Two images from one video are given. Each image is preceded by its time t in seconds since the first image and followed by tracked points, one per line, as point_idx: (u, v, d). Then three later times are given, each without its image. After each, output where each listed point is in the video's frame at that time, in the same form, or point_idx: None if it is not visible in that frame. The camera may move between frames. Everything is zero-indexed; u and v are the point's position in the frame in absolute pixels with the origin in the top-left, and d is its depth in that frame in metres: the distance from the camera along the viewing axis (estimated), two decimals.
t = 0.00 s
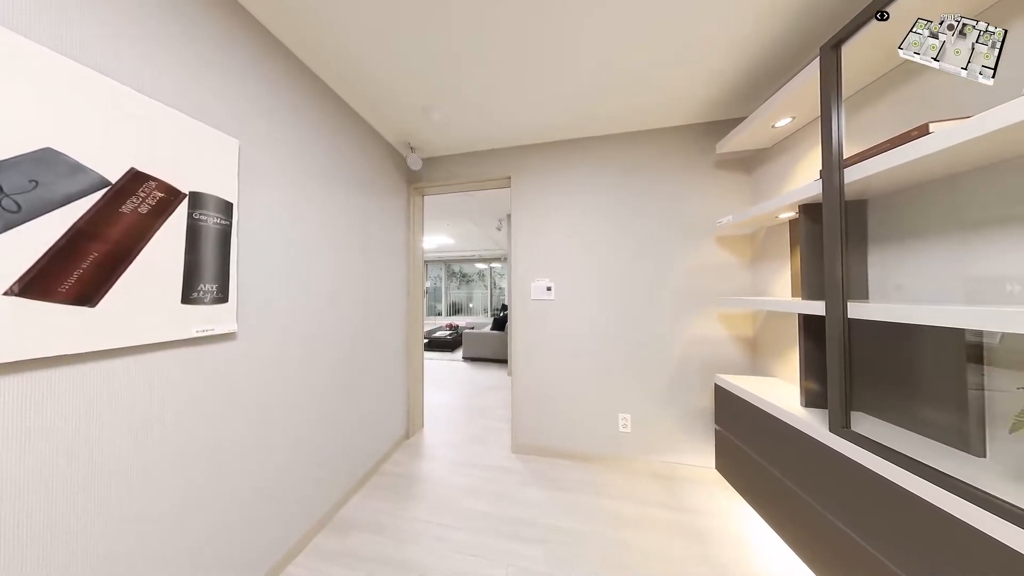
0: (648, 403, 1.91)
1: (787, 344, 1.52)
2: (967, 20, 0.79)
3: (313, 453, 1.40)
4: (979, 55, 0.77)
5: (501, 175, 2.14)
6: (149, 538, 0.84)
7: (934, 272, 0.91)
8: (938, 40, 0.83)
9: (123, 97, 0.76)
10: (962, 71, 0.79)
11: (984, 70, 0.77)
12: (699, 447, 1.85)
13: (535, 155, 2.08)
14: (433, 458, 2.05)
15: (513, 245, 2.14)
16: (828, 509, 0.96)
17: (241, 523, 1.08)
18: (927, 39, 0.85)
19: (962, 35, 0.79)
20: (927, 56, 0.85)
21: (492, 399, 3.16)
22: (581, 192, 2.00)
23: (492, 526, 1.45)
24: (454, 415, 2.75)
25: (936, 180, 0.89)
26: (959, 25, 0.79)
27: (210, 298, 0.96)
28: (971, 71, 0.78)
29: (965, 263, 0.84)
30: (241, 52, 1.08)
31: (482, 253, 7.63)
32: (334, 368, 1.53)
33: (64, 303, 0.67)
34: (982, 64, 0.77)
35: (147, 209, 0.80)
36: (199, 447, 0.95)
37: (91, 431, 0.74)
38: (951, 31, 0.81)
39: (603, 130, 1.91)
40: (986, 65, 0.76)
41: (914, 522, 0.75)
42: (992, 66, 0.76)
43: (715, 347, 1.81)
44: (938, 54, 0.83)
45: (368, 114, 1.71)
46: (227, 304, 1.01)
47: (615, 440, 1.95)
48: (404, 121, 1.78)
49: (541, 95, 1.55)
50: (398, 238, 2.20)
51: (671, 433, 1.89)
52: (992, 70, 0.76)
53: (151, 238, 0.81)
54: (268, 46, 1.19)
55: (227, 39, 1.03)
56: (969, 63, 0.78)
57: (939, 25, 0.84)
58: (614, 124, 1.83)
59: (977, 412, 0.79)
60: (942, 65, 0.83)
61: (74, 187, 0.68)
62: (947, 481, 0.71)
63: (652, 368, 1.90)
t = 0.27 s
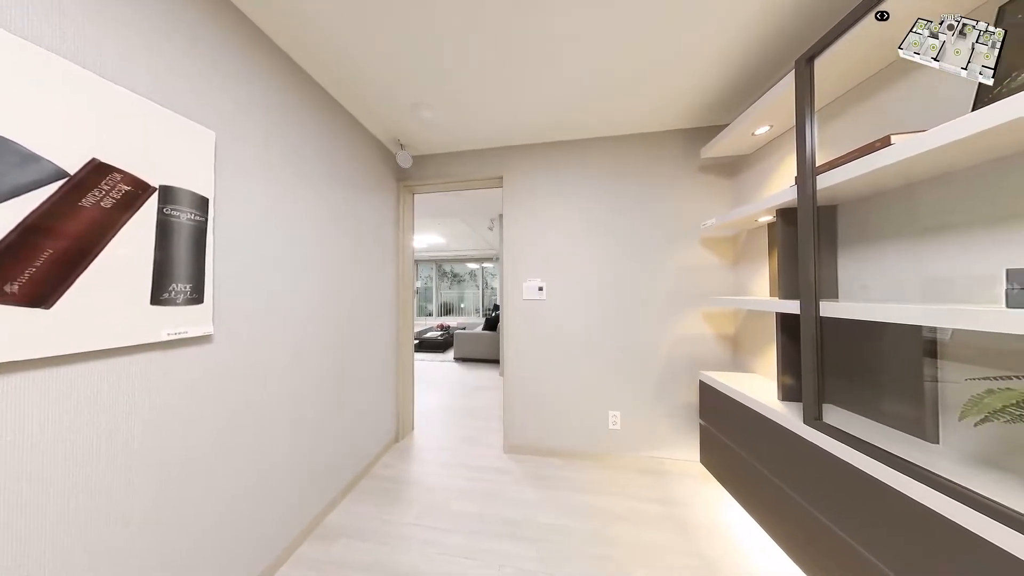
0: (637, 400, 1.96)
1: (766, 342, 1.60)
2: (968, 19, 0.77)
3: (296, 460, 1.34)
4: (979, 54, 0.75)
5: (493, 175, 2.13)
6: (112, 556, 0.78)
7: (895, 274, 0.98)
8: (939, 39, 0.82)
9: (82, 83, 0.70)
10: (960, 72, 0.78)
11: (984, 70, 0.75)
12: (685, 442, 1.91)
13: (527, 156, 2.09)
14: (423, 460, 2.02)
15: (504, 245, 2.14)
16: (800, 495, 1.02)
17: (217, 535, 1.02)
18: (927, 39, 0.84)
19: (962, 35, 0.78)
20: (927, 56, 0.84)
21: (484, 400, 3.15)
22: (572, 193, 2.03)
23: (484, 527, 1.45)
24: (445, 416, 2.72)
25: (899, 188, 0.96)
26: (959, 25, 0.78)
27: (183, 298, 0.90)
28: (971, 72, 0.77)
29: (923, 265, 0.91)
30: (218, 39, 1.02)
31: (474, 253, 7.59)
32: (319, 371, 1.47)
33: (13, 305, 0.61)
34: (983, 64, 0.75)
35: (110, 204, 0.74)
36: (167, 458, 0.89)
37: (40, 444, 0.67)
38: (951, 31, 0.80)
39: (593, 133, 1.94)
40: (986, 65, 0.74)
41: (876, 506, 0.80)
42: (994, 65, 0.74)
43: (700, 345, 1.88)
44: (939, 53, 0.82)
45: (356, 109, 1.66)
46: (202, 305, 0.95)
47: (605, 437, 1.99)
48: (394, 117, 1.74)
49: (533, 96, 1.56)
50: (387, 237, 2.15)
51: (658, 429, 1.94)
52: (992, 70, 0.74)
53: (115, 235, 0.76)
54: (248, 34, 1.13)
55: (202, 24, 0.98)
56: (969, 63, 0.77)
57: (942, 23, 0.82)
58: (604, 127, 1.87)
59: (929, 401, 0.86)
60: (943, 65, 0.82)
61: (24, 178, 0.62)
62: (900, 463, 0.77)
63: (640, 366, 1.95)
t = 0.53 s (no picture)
0: (627, 397, 2.00)
1: (749, 339, 1.67)
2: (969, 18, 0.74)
3: (281, 467, 1.29)
4: (979, 55, 0.73)
5: (486, 174, 2.12)
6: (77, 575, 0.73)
7: (865, 274, 1.05)
8: (938, 39, 0.78)
9: (41, 66, 0.64)
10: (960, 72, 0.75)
11: (984, 70, 0.72)
12: (673, 438, 1.97)
13: (520, 156, 2.09)
14: (415, 463, 1.99)
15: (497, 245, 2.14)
16: (780, 485, 1.08)
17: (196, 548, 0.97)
18: (925, 40, 0.80)
19: (962, 35, 0.75)
20: (926, 57, 0.81)
21: (476, 400, 3.14)
22: (564, 194, 2.05)
23: (477, 528, 1.44)
24: (438, 418, 2.69)
25: (869, 195, 1.03)
26: (960, 24, 0.75)
27: (155, 299, 0.86)
28: (970, 72, 0.74)
29: (889, 266, 0.98)
30: (197, 26, 0.97)
31: (466, 253, 7.54)
32: (305, 374, 1.43)
33: None
34: (983, 64, 0.72)
35: (71, 198, 0.69)
36: (137, 469, 0.84)
37: None
38: (951, 31, 0.76)
39: (585, 135, 1.97)
40: (987, 65, 0.72)
41: (849, 493, 0.85)
42: (994, 65, 0.71)
43: (687, 343, 1.94)
44: (937, 54, 0.79)
45: (344, 104, 1.61)
46: (176, 306, 0.90)
47: (597, 435, 2.02)
48: (385, 114, 1.71)
49: (526, 97, 1.57)
50: (378, 235, 2.10)
51: (647, 425, 1.99)
52: (993, 70, 0.71)
53: (76, 231, 0.70)
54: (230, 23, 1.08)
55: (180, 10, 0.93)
56: (968, 64, 0.74)
57: (941, 24, 0.79)
58: (596, 130, 1.90)
59: (893, 392, 0.93)
60: (942, 66, 0.79)
61: None
62: (870, 453, 0.83)
63: (631, 364, 1.99)
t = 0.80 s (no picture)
0: (616, 395, 2.04)
1: (731, 337, 1.75)
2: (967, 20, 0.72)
3: (262, 476, 1.23)
4: (978, 55, 0.70)
5: (477, 174, 2.11)
6: None
7: (835, 275, 1.12)
8: (938, 39, 0.77)
9: None
10: (960, 73, 0.73)
11: (984, 70, 0.70)
12: (660, 433, 2.03)
13: (512, 156, 2.10)
14: (405, 466, 1.95)
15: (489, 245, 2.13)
16: (760, 477, 1.12)
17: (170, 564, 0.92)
18: (926, 39, 0.79)
19: (962, 35, 0.73)
20: (926, 57, 0.80)
21: (468, 401, 3.12)
22: (555, 195, 2.07)
23: (469, 529, 1.44)
24: (428, 420, 2.65)
25: (839, 201, 1.10)
26: (960, 24, 0.73)
27: (122, 300, 0.80)
28: (970, 73, 0.72)
29: (859, 268, 1.05)
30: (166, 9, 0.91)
31: (458, 253, 7.47)
32: (288, 377, 1.37)
33: None
34: (982, 64, 0.70)
35: (23, 190, 0.63)
36: (97, 485, 0.77)
37: None
38: (951, 31, 0.75)
39: (575, 138, 2.00)
40: (986, 65, 0.70)
41: (821, 482, 0.91)
42: (994, 65, 0.69)
43: (673, 341, 2.00)
44: (938, 55, 0.78)
45: (330, 97, 1.56)
46: (145, 307, 0.85)
47: (587, 433, 2.05)
48: (373, 109, 1.67)
49: (517, 98, 1.57)
50: (366, 234, 2.05)
51: (636, 422, 2.04)
52: (993, 70, 0.69)
53: (28, 225, 0.64)
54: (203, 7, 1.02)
55: None
56: (968, 64, 0.72)
57: (940, 24, 0.77)
58: (585, 132, 1.93)
59: (860, 385, 1.00)
60: (942, 66, 0.77)
61: None
62: (844, 445, 0.87)
63: (619, 363, 2.04)
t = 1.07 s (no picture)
0: (606, 393, 2.09)
1: (714, 335, 1.82)
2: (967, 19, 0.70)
3: (240, 485, 1.17)
4: (978, 55, 0.68)
5: (468, 173, 2.10)
6: None
7: (807, 276, 1.19)
8: (938, 39, 0.75)
9: None
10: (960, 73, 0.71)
11: (985, 70, 0.68)
12: (648, 429, 2.09)
13: (503, 156, 2.10)
14: (394, 470, 1.91)
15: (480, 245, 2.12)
16: (741, 468, 1.18)
17: None
18: (926, 39, 0.76)
19: (963, 34, 0.71)
20: (926, 57, 0.77)
21: (459, 402, 3.09)
22: (546, 196, 2.09)
23: (459, 531, 1.43)
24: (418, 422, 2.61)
25: (811, 206, 1.18)
26: (960, 24, 0.71)
27: (78, 301, 0.74)
28: (970, 73, 0.70)
29: (828, 269, 1.12)
30: None
31: (449, 252, 7.39)
32: (268, 381, 1.31)
33: None
34: (982, 65, 0.68)
35: None
36: (50, 502, 0.71)
37: None
38: (951, 30, 0.72)
39: (566, 139, 2.02)
40: (986, 65, 0.68)
41: (795, 471, 0.96)
42: (994, 65, 0.67)
43: (660, 340, 2.07)
44: (938, 55, 0.75)
45: (313, 90, 1.50)
46: (104, 309, 0.78)
47: (578, 430, 2.09)
48: (359, 103, 1.62)
49: (508, 99, 1.57)
50: (352, 232, 1.99)
51: (625, 418, 2.09)
52: (993, 70, 0.67)
53: None
54: None
55: None
56: (967, 65, 0.70)
57: (940, 23, 0.75)
58: (576, 135, 1.96)
59: (829, 379, 1.07)
60: (942, 66, 0.75)
61: None
62: (821, 438, 0.92)
63: (609, 361, 2.08)
